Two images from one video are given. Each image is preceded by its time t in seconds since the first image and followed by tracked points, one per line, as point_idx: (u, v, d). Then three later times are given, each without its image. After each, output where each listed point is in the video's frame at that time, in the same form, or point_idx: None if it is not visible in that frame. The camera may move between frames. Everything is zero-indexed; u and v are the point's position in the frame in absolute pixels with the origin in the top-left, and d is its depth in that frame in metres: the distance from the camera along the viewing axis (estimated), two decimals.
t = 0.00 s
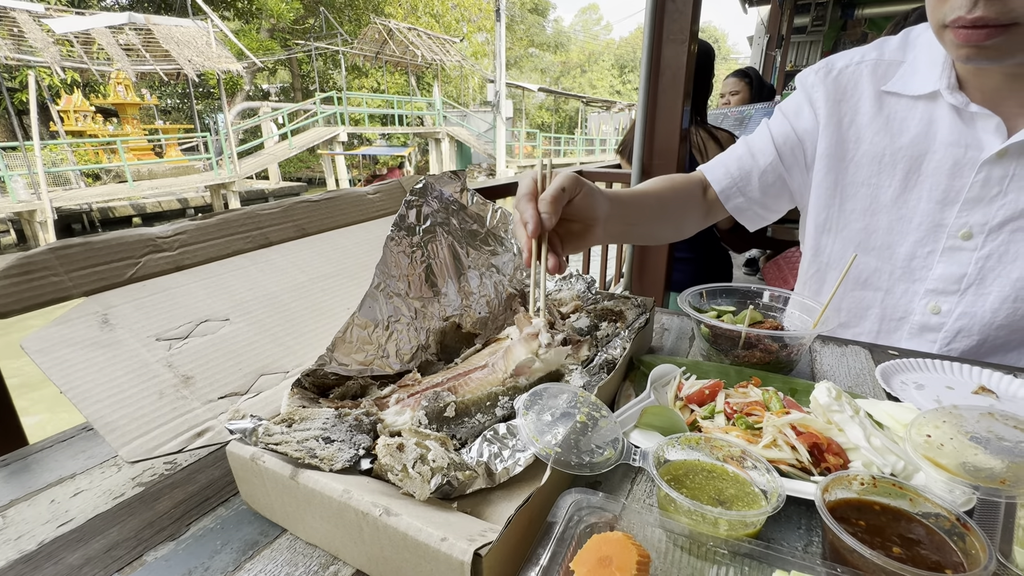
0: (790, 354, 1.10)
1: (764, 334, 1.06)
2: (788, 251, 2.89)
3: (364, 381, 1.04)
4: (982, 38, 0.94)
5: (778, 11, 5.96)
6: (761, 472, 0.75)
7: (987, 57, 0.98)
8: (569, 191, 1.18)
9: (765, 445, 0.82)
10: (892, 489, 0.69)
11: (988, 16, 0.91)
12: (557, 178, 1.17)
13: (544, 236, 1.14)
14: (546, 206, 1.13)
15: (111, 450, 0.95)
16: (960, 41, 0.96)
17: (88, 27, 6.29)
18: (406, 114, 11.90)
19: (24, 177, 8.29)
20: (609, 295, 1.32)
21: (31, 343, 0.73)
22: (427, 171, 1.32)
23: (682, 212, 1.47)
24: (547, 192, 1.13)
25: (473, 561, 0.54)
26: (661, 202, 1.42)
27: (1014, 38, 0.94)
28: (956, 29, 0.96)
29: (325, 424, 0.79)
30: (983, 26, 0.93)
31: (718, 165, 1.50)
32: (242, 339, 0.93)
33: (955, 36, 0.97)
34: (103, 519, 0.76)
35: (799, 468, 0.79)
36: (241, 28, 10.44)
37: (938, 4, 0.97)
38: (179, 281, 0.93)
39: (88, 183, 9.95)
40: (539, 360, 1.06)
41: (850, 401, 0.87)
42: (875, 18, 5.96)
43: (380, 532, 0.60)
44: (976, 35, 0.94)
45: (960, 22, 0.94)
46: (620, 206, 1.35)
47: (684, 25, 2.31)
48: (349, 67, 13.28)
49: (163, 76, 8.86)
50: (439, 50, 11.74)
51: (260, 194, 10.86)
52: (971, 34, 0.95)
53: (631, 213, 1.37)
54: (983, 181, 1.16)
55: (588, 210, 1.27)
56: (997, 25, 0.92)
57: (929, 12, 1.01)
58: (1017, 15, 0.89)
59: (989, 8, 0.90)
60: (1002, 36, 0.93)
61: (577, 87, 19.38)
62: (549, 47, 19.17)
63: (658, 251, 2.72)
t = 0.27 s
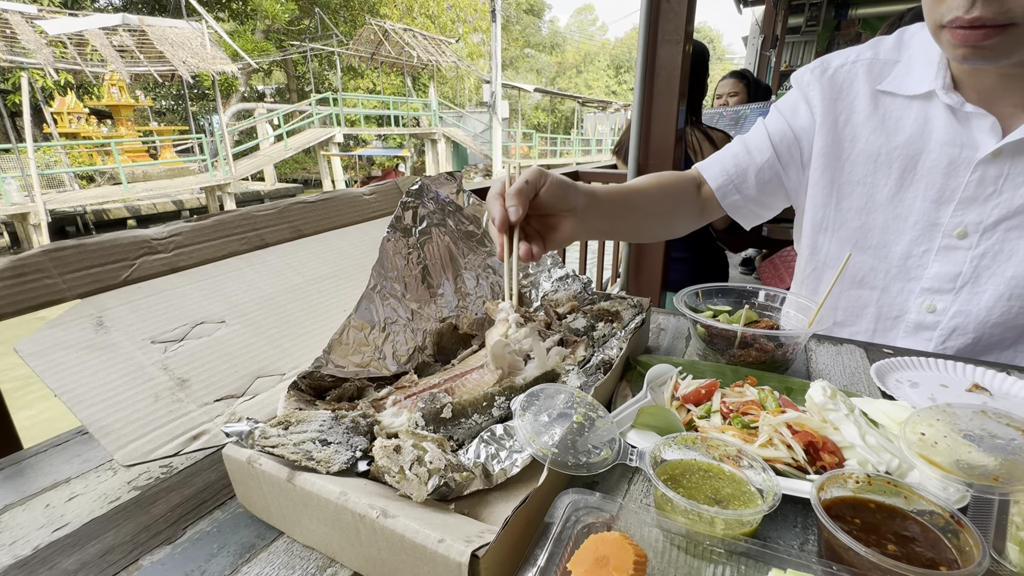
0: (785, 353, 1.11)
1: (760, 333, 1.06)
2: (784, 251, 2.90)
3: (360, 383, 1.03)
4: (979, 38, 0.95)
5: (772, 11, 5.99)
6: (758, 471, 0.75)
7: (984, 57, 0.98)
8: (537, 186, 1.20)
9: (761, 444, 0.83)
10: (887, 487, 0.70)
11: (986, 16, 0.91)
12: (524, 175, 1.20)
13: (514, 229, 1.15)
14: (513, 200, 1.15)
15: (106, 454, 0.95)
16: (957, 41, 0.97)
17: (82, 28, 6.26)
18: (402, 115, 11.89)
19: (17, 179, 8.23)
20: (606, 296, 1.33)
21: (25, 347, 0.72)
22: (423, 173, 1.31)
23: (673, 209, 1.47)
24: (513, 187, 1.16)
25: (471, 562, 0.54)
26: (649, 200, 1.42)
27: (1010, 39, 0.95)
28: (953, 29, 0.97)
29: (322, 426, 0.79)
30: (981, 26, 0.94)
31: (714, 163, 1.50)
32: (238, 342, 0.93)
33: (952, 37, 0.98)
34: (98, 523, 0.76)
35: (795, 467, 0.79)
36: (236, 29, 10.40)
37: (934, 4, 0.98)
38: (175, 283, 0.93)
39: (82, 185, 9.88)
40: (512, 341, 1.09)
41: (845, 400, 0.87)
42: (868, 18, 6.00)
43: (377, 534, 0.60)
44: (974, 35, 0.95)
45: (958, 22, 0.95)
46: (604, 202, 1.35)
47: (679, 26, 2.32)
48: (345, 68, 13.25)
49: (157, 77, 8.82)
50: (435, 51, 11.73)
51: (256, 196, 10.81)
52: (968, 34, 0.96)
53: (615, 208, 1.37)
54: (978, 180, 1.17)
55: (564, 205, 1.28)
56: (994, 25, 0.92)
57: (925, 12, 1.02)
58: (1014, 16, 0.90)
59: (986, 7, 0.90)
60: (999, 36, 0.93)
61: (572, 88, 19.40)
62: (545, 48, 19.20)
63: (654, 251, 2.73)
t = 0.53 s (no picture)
0: (777, 352, 1.11)
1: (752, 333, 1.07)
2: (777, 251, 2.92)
3: (353, 386, 1.03)
4: (974, 39, 0.96)
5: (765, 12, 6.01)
6: (749, 470, 0.76)
7: (978, 58, 1.00)
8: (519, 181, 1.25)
9: (752, 443, 0.83)
10: (876, 485, 0.70)
11: (981, 16, 0.92)
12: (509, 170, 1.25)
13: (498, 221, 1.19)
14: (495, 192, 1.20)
15: (97, 459, 0.94)
16: (953, 41, 0.98)
17: (72, 30, 6.20)
18: (396, 116, 11.86)
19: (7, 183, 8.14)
20: (599, 297, 1.33)
21: (14, 353, 0.72)
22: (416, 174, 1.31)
23: (664, 209, 1.48)
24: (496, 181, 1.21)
25: (463, 564, 0.54)
26: (639, 198, 1.43)
27: (1004, 40, 0.96)
28: (948, 29, 0.98)
29: (314, 429, 0.79)
30: (976, 26, 0.95)
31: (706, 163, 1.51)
32: (230, 346, 0.93)
33: (946, 36, 0.99)
34: (89, 529, 0.76)
35: (786, 466, 0.80)
36: (228, 31, 10.35)
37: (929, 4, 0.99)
38: (166, 287, 0.92)
39: (74, 188, 9.79)
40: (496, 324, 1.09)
41: (835, 399, 0.88)
42: (860, 19, 6.04)
43: (370, 537, 0.60)
44: (969, 35, 0.96)
45: (954, 20, 0.96)
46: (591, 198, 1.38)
47: (671, 27, 2.33)
48: (339, 69, 13.21)
49: (149, 79, 8.75)
50: (429, 52, 11.72)
51: (250, 198, 10.75)
52: (963, 34, 0.97)
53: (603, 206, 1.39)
54: (967, 179, 1.19)
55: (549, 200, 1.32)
56: (989, 25, 0.93)
57: (920, 12, 1.03)
58: (1009, 16, 0.91)
59: (983, 7, 0.91)
60: (994, 36, 0.95)
61: (567, 89, 19.43)
62: (539, 49, 19.25)
63: (648, 252, 2.75)
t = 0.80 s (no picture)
0: (765, 351, 1.12)
1: (740, 332, 1.08)
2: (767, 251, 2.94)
3: (342, 389, 1.03)
4: (965, 39, 0.97)
5: (754, 14, 6.07)
6: (737, 469, 0.76)
7: (967, 58, 1.01)
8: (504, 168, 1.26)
9: (740, 442, 0.84)
10: (862, 482, 0.71)
11: (972, 15, 0.94)
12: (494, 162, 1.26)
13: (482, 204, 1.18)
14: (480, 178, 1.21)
15: (82, 467, 0.93)
16: (943, 41, 0.99)
17: (59, 32, 6.13)
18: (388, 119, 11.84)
19: None
20: (589, 298, 1.33)
21: None
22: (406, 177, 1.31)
23: (653, 206, 1.49)
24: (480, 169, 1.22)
25: (450, 567, 0.54)
26: (626, 195, 1.45)
27: (993, 41, 0.97)
28: (939, 28, 0.99)
29: (302, 433, 0.78)
30: (966, 26, 0.96)
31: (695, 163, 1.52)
32: (217, 350, 0.92)
33: (936, 36, 1.00)
34: (74, 537, 0.74)
35: (774, 464, 0.80)
36: (218, 33, 10.28)
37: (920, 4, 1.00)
38: (151, 292, 0.92)
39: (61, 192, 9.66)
40: (485, 293, 1.10)
41: (821, 397, 0.89)
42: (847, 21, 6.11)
43: (358, 541, 0.60)
44: (960, 34, 0.97)
45: (945, 20, 0.97)
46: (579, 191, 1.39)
47: (660, 30, 2.35)
48: (330, 72, 13.16)
49: (138, 82, 8.67)
50: (420, 55, 11.71)
51: (240, 202, 10.67)
52: (953, 33, 0.98)
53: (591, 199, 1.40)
54: (952, 178, 1.20)
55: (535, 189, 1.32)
56: (979, 25, 0.95)
57: (910, 12, 1.04)
58: (999, 16, 0.93)
59: (974, 6, 0.93)
60: (985, 36, 0.96)
61: (559, 91, 19.49)
62: (531, 52, 19.30)
63: (640, 253, 2.76)
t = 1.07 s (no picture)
0: (749, 351, 1.14)
1: (724, 333, 1.09)
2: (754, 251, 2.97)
3: (329, 395, 1.03)
4: (945, 41, 1.00)
5: (740, 17, 6.13)
6: (721, 468, 0.77)
7: (947, 60, 1.04)
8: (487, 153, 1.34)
9: (725, 442, 0.85)
10: (842, 479, 0.72)
11: (953, 18, 0.96)
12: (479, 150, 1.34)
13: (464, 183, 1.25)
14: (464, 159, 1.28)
15: (63, 478, 0.91)
16: (924, 43, 1.02)
17: (41, 36, 6.02)
18: (378, 122, 11.80)
19: None
20: (577, 300, 1.34)
21: None
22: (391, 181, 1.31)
23: (638, 202, 1.51)
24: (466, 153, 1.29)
25: (435, 571, 0.54)
26: (611, 189, 1.47)
27: (972, 43, 1.00)
28: (920, 30, 1.02)
29: (288, 440, 0.78)
30: (947, 27, 0.98)
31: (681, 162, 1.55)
32: (202, 357, 0.91)
33: (918, 38, 1.03)
34: (54, 550, 0.73)
35: (757, 463, 0.82)
36: (204, 36, 10.17)
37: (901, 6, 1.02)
38: (134, 299, 0.91)
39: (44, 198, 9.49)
40: (466, 247, 1.20)
41: (803, 396, 0.90)
42: (831, 24, 6.20)
43: (343, 547, 0.60)
44: (941, 36, 0.99)
45: (926, 23, 0.99)
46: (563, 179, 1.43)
47: (645, 33, 2.37)
48: (318, 75, 13.09)
49: (122, 86, 8.55)
50: (409, 58, 11.68)
51: (228, 206, 10.56)
52: (934, 35, 1.00)
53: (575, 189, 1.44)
54: (931, 177, 1.23)
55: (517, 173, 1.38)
56: (959, 27, 0.97)
57: (892, 14, 1.07)
58: (978, 19, 0.95)
59: (954, 9, 0.95)
60: (964, 38, 0.98)
61: (548, 94, 19.56)
62: (519, 54, 19.36)
63: (628, 254, 2.78)
